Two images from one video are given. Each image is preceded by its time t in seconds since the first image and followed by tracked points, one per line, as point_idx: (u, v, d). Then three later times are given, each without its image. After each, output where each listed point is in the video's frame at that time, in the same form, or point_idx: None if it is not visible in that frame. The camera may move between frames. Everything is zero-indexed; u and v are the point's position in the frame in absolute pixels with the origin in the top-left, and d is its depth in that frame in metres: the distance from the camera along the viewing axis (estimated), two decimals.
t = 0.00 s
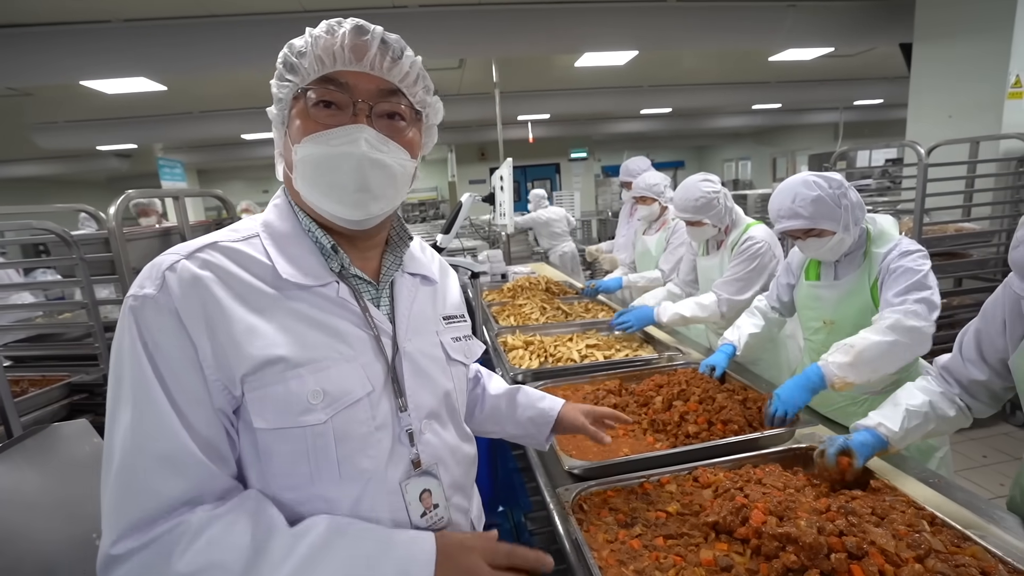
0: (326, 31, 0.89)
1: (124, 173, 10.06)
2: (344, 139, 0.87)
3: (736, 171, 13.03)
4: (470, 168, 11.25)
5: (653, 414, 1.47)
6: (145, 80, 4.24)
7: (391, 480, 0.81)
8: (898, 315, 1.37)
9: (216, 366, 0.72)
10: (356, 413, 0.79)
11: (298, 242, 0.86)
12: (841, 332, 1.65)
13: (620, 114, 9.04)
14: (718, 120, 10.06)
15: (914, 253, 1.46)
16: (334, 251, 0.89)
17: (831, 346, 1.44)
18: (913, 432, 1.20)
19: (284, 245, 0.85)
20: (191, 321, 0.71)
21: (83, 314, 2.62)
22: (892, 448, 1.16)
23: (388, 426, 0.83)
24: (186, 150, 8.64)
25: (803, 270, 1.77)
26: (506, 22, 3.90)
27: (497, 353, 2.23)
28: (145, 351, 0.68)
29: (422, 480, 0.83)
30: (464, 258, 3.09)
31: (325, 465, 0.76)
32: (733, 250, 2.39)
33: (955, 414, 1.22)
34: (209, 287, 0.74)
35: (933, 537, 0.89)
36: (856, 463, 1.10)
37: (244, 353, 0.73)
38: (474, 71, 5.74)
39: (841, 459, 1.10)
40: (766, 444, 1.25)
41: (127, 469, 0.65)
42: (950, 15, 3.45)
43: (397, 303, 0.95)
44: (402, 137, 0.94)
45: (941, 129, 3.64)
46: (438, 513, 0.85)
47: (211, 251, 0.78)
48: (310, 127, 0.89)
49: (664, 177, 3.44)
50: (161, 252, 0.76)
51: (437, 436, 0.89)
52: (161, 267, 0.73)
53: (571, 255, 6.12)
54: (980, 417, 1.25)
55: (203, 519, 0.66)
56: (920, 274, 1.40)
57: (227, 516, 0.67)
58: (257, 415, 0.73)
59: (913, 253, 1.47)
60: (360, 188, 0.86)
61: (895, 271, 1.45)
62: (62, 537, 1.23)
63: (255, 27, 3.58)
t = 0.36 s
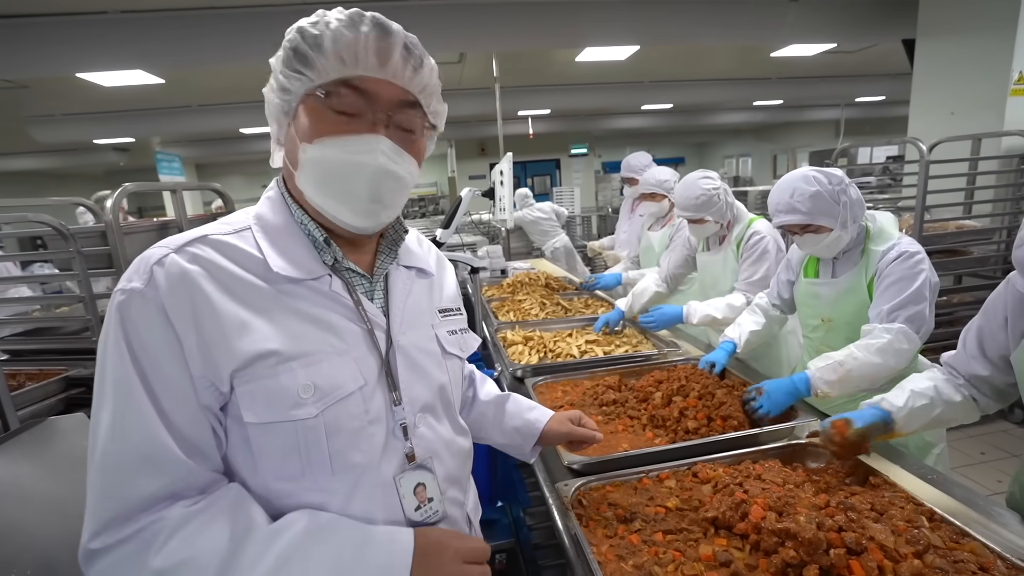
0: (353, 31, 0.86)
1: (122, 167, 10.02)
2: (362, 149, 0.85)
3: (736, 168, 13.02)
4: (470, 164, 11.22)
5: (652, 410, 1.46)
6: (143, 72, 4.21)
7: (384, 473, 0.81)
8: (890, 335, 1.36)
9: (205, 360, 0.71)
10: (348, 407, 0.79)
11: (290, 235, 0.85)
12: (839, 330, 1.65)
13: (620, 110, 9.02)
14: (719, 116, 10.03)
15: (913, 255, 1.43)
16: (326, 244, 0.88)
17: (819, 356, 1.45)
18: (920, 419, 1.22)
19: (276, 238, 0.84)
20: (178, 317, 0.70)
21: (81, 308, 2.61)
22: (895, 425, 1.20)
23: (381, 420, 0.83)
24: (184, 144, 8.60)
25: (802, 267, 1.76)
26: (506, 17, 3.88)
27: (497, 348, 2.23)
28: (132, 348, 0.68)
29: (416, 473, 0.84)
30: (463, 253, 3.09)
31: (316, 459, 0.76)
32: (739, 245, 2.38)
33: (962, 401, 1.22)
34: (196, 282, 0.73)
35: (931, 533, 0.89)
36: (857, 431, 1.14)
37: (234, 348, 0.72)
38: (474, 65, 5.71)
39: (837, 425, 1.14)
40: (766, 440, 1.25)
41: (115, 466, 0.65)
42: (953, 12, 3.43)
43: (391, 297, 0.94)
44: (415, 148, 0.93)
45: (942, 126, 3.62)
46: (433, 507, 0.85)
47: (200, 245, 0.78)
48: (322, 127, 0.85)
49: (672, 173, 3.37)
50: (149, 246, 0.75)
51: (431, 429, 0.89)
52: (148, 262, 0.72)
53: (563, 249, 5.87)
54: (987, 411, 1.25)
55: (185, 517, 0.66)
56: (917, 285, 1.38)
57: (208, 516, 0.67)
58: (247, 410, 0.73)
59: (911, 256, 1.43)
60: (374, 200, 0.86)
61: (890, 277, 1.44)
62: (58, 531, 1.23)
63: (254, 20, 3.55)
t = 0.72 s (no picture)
0: (413, 65, 0.90)
1: (120, 166, 10.01)
2: (425, 181, 0.91)
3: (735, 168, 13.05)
4: (469, 164, 11.22)
5: (651, 410, 1.47)
6: (142, 71, 4.20)
7: (384, 470, 0.81)
8: (864, 331, 1.38)
9: (199, 367, 0.70)
10: (347, 406, 0.79)
11: (275, 235, 0.84)
12: (833, 332, 1.65)
13: (620, 111, 9.02)
14: (718, 117, 10.03)
15: (901, 256, 1.44)
16: (317, 245, 0.86)
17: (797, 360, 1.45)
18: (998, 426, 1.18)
19: (263, 239, 0.83)
20: (169, 325, 0.69)
21: (78, 307, 2.60)
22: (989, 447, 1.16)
23: (379, 417, 0.83)
24: (183, 143, 8.57)
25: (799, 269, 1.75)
26: (505, 17, 3.88)
27: (496, 349, 2.23)
28: (121, 363, 0.67)
29: (415, 469, 0.85)
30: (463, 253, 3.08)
31: (317, 461, 0.76)
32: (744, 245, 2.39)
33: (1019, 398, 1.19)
34: (185, 290, 0.72)
35: (930, 534, 0.89)
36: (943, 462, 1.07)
37: (227, 355, 0.72)
38: (474, 65, 5.71)
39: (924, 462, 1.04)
40: (765, 441, 1.25)
41: (113, 481, 0.65)
42: (951, 14, 3.45)
43: (382, 296, 0.95)
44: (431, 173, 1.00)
45: (941, 128, 3.63)
46: (432, 501, 0.86)
47: (186, 252, 0.77)
48: (381, 147, 0.86)
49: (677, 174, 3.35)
50: (131, 255, 0.74)
51: (426, 425, 0.90)
52: (133, 271, 0.71)
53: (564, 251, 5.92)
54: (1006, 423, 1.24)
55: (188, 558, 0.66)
56: (902, 284, 1.39)
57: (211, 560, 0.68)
58: (246, 414, 0.73)
59: (899, 256, 1.44)
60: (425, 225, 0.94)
61: (876, 277, 1.44)
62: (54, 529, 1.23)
63: (253, 18, 3.55)
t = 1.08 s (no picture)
0: (401, 57, 0.90)
1: (118, 165, 9.99)
2: (417, 172, 0.91)
3: (734, 168, 13.06)
4: (468, 163, 11.23)
5: (651, 408, 1.48)
6: (139, 70, 4.19)
7: (386, 462, 0.83)
8: (909, 327, 1.36)
9: (207, 365, 0.71)
10: (352, 401, 0.80)
11: (267, 231, 0.84)
12: (834, 331, 1.66)
13: (619, 110, 9.03)
14: (716, 117, 10.04)
15: (909, 253, 1.45)
16: (315, 243, 0.87)
17: (841, 351, 1.43)
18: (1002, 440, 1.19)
19: (259, 236, 0.83)
20: (176, 325, 0.69)
21: (76, 306, 2.59)
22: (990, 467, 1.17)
23: (382, 411, 0.85)
24: (181, 142, 8.56)
25: (798, 268, 1.76)
26: (504, 16, 3.88)
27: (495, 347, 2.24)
28: (130, 363, 0.66)
29: (416, 459, 0.87)
30: (462, 252, 3.09)
31: (325, 455, 0.77)
32: (749, 244, 2.39)
33: None
34: (189, 290, 0.72)
35: (927, 530, 0.90)
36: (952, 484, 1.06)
37: (235, 353, 0.72)
38: (473, 64, 5.71)
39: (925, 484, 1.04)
40: (763, 439, 1.26)
41: (126, 483, 0.64)
42: (950, 14, 3.46)
43: (376, 292, 0.96)
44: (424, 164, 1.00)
45: (939, 127, 3.64)
46: (432, 490, 0.89)
47: (184, 251, 0.77)
48: (372, 138, 0.86)
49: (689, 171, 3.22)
50: (128, 253, 0.72)
51: (424, 417, 0.92)
52: (133, 270, 0.70)
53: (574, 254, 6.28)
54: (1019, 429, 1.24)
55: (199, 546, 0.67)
56: (920, 281, 1.39)
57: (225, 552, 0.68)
58: (254, 410, 0.73)
59: (907, 255, 1.45)
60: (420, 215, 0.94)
61: (891, 276, 1.45)
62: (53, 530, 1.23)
63: (253, 17, 3.55)
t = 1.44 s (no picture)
0: (383, 54, 0.88)
1: (115, 165, 9.97)
2: (403, 168, 0.90)
3: (731, 169, 13.09)
4: (466, 163, 11.23)
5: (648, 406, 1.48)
6: (135, 70, 4.18)
7: (369, 461, 0.82)
8: (879, 327, 1.38)
9: (187, 359, 0.71)
10: (333, 399, 0.79)
11: (263, 231, 0.84)
12: (831, 329, 1.66)
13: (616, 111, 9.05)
14: (714, 117, 10.07)
15: (905, 252, 1.46)
16: (304, 242, 0.87)
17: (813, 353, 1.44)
18: (985, 435, 1.20)
19: (250, 234, 0.83)
20: (161, 318, 0.70)
21: (72, 306, 2.59)
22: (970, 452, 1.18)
23: (366, 410, 0.83)
24: (178, 142, 8.55)
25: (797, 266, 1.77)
26: (502, 16, 3.89)
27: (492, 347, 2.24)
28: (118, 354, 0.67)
29: (400, 459, 0.85)
30: (459, 252, 3.09)
31: (304, 451, 0.76)
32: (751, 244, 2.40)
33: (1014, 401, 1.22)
34: (176, 284, 0.73)
35: (920, 527, 0.90)
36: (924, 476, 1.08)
37: (218, 346, 0.72)
38: (471, 65, 5.71)
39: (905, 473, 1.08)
40: (759, 437, 1.26)
41: (108, 470, 0.65)
42: (945, 16, 3.48)
43: (369, 292, 0.94)
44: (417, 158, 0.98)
45: (935, 128, 3.66)
46: (417, 491, 0.86)
47: (177, 246, 0.77)
48: (353, 137, 0.86)
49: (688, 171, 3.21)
50: (125, 248, 0.74)
51: (411, 418, 0.90)
52: (126, 264, 0.72)
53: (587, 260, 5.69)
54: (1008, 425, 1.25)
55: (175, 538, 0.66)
56: (909, 278, 1.41)
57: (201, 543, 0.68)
58: (235, 404, 0.73)
59: (904, 253, 1.46)
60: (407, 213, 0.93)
61: (882, 273, 1.46)
62: (49, 530, 1.23)
63: (249, 16, 3.54)
